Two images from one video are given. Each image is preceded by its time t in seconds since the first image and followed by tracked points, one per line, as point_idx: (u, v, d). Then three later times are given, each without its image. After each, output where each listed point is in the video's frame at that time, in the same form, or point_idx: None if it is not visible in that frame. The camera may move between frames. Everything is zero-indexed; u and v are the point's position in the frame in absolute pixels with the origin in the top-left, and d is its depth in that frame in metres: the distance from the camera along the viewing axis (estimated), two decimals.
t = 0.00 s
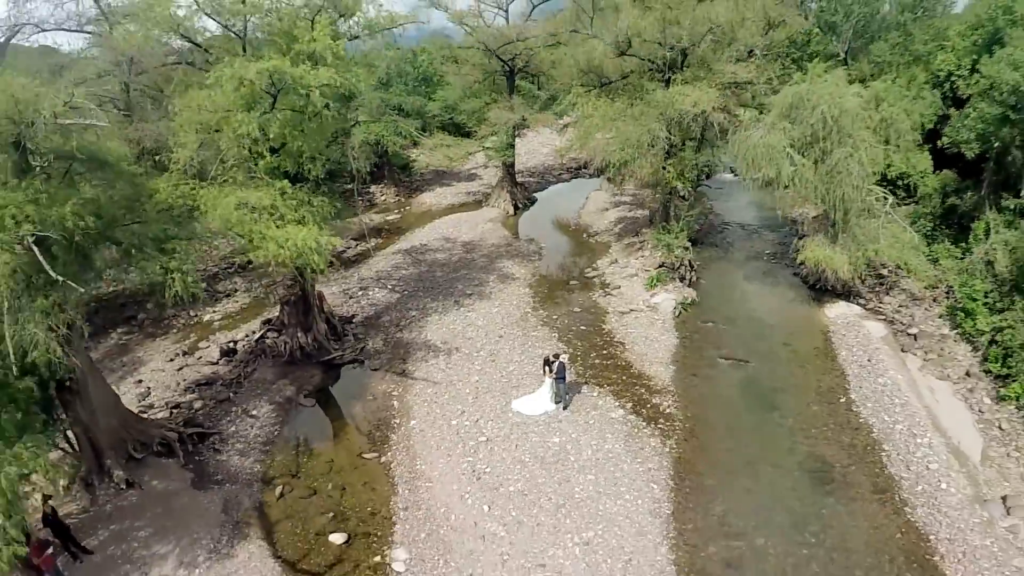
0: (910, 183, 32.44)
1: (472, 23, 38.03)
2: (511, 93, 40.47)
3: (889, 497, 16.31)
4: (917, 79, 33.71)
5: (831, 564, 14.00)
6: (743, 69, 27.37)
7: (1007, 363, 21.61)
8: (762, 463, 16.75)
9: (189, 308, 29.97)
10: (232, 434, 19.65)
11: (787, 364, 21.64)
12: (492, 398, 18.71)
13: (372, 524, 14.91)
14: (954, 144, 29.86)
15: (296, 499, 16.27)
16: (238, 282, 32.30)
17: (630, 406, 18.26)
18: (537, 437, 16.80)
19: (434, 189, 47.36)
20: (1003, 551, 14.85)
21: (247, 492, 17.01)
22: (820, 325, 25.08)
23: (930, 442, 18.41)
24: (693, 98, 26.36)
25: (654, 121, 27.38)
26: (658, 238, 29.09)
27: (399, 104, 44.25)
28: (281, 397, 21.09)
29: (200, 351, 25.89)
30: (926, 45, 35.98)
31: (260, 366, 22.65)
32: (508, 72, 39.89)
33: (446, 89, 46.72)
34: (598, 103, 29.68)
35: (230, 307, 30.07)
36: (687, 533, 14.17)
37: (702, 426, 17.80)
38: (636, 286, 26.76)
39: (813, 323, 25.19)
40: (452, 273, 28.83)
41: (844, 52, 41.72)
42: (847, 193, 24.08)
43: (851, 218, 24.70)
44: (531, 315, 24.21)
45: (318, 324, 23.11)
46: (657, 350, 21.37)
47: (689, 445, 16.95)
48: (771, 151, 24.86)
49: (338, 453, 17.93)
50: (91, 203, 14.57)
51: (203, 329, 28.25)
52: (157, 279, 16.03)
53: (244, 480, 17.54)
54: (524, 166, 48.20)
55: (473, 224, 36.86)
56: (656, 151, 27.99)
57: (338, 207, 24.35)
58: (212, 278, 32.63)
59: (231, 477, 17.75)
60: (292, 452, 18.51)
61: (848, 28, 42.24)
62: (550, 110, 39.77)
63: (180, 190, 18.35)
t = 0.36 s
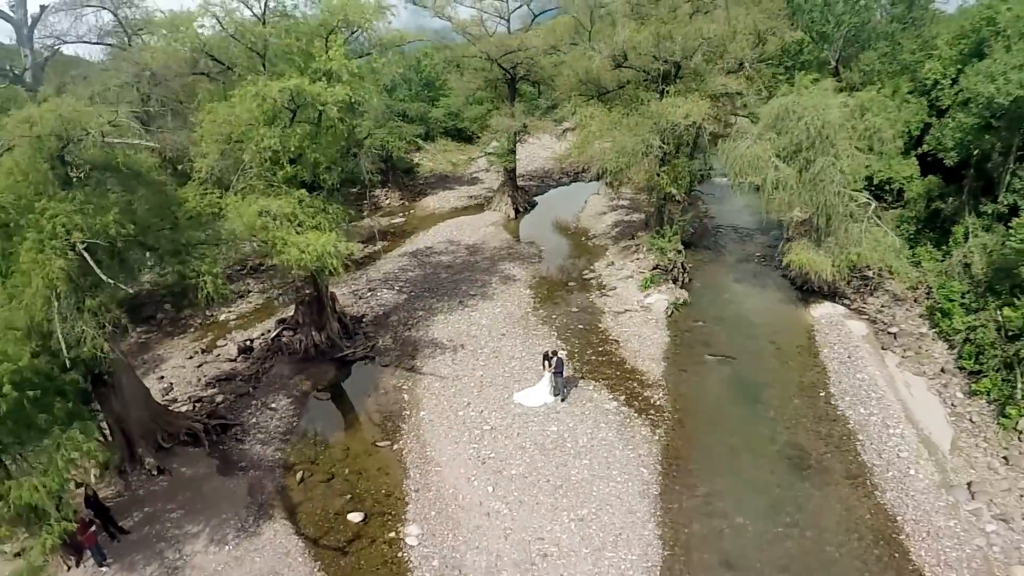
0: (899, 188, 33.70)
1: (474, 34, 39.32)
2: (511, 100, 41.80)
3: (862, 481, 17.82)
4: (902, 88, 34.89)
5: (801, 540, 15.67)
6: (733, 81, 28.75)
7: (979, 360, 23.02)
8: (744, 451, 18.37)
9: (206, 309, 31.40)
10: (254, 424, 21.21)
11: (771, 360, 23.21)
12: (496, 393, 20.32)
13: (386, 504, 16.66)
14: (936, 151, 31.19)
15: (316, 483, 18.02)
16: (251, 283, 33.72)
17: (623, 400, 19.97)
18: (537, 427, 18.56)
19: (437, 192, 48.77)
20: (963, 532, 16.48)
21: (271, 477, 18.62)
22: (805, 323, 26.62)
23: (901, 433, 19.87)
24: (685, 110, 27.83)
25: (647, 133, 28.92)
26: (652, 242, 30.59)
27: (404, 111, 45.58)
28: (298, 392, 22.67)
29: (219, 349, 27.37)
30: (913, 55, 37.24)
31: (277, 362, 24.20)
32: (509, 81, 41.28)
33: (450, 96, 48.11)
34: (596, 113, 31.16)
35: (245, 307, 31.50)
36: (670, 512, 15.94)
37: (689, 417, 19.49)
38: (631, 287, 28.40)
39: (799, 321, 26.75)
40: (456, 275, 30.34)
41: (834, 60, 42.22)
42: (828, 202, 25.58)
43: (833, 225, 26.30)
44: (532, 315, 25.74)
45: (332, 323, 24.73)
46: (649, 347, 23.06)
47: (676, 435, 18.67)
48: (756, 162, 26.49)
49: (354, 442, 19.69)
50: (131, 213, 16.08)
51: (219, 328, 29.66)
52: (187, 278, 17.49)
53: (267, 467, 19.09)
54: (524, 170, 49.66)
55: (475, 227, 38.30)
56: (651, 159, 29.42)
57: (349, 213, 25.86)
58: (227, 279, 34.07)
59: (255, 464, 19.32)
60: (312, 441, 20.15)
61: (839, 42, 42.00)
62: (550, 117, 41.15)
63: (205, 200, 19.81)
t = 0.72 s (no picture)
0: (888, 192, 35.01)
1: (476, 42, 41.14)
2: (513, 106, 43.21)
3: (838, 466, 19.40)
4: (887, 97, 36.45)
5: (777, 518, 17.31)
6: (724, 92, 30.30)
7: (953, 355, 24.49)
8: (727, 438, 20.08)
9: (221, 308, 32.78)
10: (273, 415, 22.80)
11: (757, 356, 24.92)
12: (499, 387, 22.04)
13: (400, 486, 18.63)
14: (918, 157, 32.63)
15: (333, 468, 19.89)
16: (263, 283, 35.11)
17: (617, 392, 21.75)
18: (537, 414, 20.49)
19: (440, 195, 50.27)
20: (929, 512, 18.04)
21: (292, 463, 20.38)
22: (792, 321, 28.25)
23: (877, 422, 21.37)
24: (677, 120, 29.41)
25: (642, 141, 30.42)
26: (646, 245, 32.21)
27: (409, 116, 47.08)
28: (314, 385, 24.30)
29: (235, 346, 28.80)
30: (900, 64, 38.56)
31: (293, 358, 25.78)
32: (510, 88, 42.71)
33: (453, 102, 49.60)
34: (593, 123, 32.84)
35: (258, 306, 32.85)
36: (656, 493, 17.76)
37: (678, 408, 21.26)
38: (626, 288, 30.12)
39: (786, 320, 28.39)
40: (460, 275, 31.93)
41: (825, 68, 43.71)
42: (813, 208, 27.09)
43: (817, 229, 27.97)
44: (532, 314, 27.36)
45: (344, 322, 26.33)
46: (643, 344, 24.87)
47: (665, 423, 20.47)
48: (745, 168, 27.88)
49: (368, 432, 21.49)
50: (165, 218, 17.52)
51: (234, 327, 31.03)
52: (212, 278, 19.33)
53: (288, 454, 20.80)
54: (525, 174, 51.25)
55: (478, 229, 39.82)
56: (645, 166, 30.94)
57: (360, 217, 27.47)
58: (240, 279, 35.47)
59: (276, 451, 20.99)
60: (328, 431, 21.87)
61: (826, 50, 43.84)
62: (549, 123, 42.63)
63: (229, 205, 21.34)
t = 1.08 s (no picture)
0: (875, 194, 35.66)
1: (480, 50, 42.68)
2: (514, 113, 44.68)
3: (816, 451, 21.00)
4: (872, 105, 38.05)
5: (757, 498, 18.96)
6: (715, 102, 31.98)
7: (929, 351, 26.02)
8: (713, 426, 21.85)
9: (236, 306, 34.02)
10: (291, 406, 24.38)
11: (745, 351, 26.67)
12: (502, 380, 23.84)
13: (411, 469, 20.40)
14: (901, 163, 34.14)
15: (348, 453, 21.61)
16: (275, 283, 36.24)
17: (611, 384, 23.66)
18: (538, 400, 22.51)
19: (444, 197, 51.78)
20: (899, 494, 19.60)
21: (310, 448, 22.01)
22: (779, 319, 29.89)
23: (854, 412, 22.94)
24: (670, 130, 31.25)
25: (637, 149, 32.03)
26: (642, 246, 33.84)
27: (414, 122, 48.64)
28: (329, 378, 25.96)
29: (250, 342, 30.11)
30: (888, 72, 40.06)
31: (308, 353, 27.39)
32: (512, 95, 44.15)
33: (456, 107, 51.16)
34: (591, 131, 34.63)
35: (271, 304, 34.04)
36: (646, 475, 19.55)
37: (668, 399, 23.14)
38: (622, 287, 31.83)
39: (774, 317, 30.04)
40: (465, 276, 33.55)
41: (816, 75, 45.26)
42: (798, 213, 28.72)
43: (803, 231, 29.64)
44: (533, 313, 29.03)
45: (355, 319, 27.89)
46: (637, 341, 26.79)
47: (656, 412, 22.38)
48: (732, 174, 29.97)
49: (380, 420, 23.18)
50: (196, 223, 19.10)
51: (249, 324, 32.23)
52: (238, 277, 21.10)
53: (306, 441, 22.43)
54: (526, 177, 52.87)
55: (481, 231, 41.36)
56: (640, 172, 32.52)
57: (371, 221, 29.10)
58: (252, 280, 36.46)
59: (294, 439, 22.61)
60: (343, 420, 23.54)
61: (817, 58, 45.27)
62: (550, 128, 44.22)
63: (251, 210, 22.96)
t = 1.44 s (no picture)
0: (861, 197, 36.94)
1: (483, 58, 44.43)
2: (516, 118, 46.39)
3: (796, 437, 22.67)
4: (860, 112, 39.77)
5: (739, 479, 20.65)
6: (707, 111, 33.75)
7: (906, 345, 27.70)
8: (701, 414, 23.59)
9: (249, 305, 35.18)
10: (307, 396, 26.04)
11: (733, 346, 28.39)
12: (505, 373, 25.65)
13: (421, 453, 22.13)
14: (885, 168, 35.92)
15: (362, 439, 23.35)
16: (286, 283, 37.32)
17: (607, 377, 25.41)
18: (538, 391, 24.32)
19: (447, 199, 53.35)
20: (871, 476, 21.26)
21: (327, 435, 23.73)
22: (767, 316, 31.59)
23: (833, 402, 24.63)
24: (662, 138, 33.18)
25: (633, 155, 33.79)
26: (638, 248, 35.53)
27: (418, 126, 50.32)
28: (342, 371, 27.65)
29: (264, 338, 31.29)
30: (875, 80, 41.81)
31: (321, 348, 29.03)
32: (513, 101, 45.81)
33: (460, 112, 52.93)
34: (589, 137, 36.32)
35: (282, 303, 35.20)
36: (637, 458, 21.30)
37: (660, 389, 24.90)
38: (619, 286, 33.51)
39: (762, 314, 31.74)
40: (469, 275, 35.24)
41: (807, 82, 47.09)
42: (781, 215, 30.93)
43: (787, 233, 31.48)
44: (534, 310, 30.77)
45: (366, 316, 29.59)
46: (632, 336, 28.55)
47: (648, 402, 24.13)
48: (721, 181, 31.78)
49: (391, 410, 24.89)
50: (225, 227, 20.83)
51: (261, 322, 33.31)
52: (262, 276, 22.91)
53: (323, 429, 24.12)
54: (527, 180, 54.60)
55: (483, 233, 43.01)
56: (636, 177, 34.24)
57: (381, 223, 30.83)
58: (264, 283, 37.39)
59: (311, 426, 24.29)
60: (356, 410, 25.24)
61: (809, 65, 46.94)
62: (550, 133, 45.91)
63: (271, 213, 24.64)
